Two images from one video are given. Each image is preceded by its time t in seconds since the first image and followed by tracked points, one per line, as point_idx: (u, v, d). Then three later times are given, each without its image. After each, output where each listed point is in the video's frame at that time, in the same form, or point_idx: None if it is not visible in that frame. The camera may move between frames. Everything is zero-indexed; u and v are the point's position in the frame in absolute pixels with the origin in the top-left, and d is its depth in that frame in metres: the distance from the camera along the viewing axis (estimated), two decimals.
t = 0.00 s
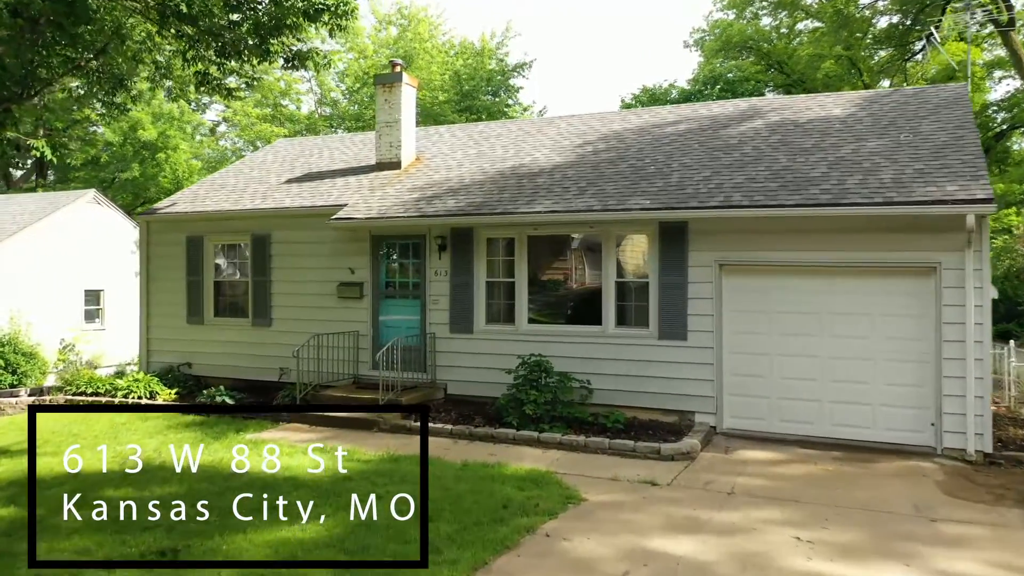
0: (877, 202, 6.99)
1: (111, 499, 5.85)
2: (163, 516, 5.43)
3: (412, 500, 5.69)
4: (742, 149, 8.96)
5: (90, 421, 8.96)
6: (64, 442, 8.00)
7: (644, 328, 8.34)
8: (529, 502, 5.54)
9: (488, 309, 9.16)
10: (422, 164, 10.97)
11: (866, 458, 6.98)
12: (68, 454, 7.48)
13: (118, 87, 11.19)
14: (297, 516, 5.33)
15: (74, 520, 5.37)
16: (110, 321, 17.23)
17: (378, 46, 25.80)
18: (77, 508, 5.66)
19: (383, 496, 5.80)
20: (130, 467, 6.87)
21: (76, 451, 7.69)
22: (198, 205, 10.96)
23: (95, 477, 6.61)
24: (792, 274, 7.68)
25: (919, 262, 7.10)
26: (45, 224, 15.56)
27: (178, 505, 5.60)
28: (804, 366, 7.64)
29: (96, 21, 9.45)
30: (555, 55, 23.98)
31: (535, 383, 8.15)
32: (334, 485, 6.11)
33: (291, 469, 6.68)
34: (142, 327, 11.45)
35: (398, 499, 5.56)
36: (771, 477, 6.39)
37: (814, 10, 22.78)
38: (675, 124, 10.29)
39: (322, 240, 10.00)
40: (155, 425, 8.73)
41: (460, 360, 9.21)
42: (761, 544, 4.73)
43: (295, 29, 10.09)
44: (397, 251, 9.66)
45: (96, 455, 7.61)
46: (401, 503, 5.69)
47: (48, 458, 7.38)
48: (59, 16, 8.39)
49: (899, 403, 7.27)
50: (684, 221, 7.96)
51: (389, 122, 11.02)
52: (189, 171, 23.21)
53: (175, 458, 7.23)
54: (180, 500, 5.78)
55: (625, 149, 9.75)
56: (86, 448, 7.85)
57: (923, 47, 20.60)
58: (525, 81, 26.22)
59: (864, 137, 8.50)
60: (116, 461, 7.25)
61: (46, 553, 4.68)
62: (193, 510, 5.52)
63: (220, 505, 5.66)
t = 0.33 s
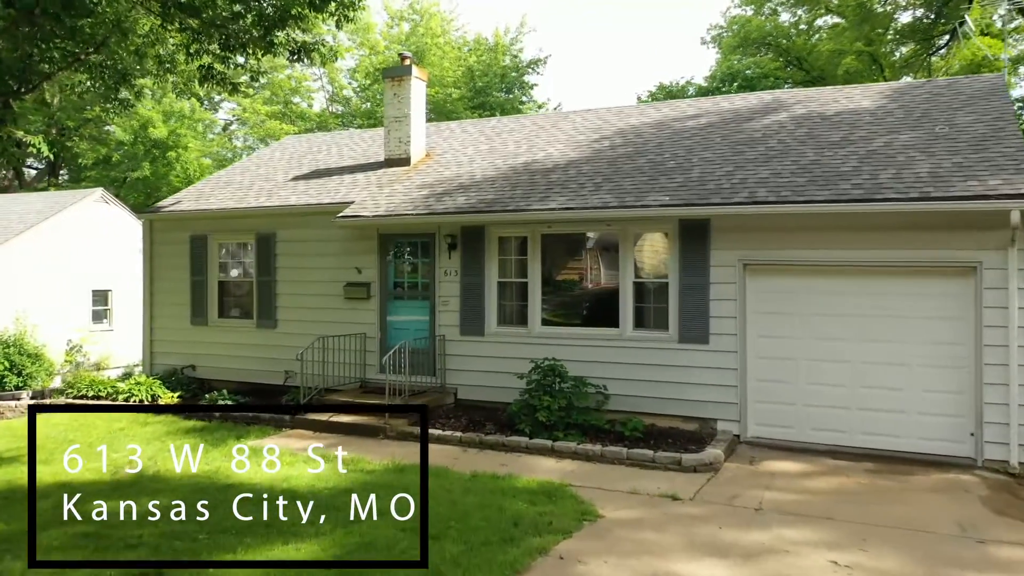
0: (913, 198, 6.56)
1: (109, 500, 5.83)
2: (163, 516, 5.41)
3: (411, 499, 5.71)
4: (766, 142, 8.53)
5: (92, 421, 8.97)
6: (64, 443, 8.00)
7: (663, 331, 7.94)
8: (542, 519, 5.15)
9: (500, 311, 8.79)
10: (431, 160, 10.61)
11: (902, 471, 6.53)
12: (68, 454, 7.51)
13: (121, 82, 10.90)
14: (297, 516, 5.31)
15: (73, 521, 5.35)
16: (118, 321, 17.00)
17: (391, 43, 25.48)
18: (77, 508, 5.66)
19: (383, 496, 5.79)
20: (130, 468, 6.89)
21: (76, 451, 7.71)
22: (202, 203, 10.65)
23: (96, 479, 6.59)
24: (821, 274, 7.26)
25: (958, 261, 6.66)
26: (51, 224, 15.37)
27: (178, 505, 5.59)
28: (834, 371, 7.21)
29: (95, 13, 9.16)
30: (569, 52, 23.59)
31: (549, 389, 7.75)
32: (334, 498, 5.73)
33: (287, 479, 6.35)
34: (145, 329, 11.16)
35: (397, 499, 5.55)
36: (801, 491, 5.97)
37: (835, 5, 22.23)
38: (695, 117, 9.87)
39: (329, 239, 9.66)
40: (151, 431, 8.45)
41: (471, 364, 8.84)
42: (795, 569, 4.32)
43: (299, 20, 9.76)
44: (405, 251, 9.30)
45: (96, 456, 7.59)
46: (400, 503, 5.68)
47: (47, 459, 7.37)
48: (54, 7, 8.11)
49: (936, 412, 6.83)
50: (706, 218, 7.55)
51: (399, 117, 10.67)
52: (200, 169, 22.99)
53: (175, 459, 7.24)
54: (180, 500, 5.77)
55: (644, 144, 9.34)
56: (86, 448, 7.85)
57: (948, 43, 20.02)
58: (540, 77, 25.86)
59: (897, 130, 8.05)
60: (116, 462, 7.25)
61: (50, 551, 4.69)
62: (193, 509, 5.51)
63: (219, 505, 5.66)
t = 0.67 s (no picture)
0: (953, 192, 6.13)
1: (110, 500, 5.85)
2: (163, 516, 5.40)
3: (410, 498, 5.72)
4: (792, 135, 8.11)
5: (93, 421, 8.89)
6: (65, 443, 7.98)
7: (683, 334, 7.55)
8: (556, 538, 4.77)
9: (512, 312, 8.42)
10: (442, 156, 10.26)
11: (941, 484, 6.10)
12: (69, 452, 7.55)
13: (125, 77, 10.62)
14: (298, 516, 5.29)
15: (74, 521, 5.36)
16: (126, 321, 16.76)
17: (403, 39, 25.16)
18: (77, 510, 5.65)
19: (383, 496, 5.76)
20: (129, 467, 6.85)
21: (76, 451, 7.67)
22: (207, 201, 10.35)
23: (96, 480, 6.54)
24: (853, 275, 6.84)
25: (1001, 260, 6.23)
26: (58, 223, 15.17)
27: (177, 505, 5.58)
28: (865, 377, 6.80)
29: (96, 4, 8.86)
30: (583, 47, 23.20)
31: (563, 394, 7.38)
32: (336, 513, 5.34)
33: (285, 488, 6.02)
34: (149, 330, 10.89)
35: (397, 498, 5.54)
36: (834, 507, 5.56)
37: None
38: (716, 110, 9.46)
39: (337, 238, 9.33)
40: (149, 438, 8.11)
41: (482, 367, 8.48)
42: None
43: (306, 12, 9.45)
44: (413, 250, 8.95)
45: (98, 455, 7.59)
46: (400, 502, 5.69)
47: (48, 459, 7.37)
48: None
49: (976, 421, 6.40)
50: (729, 215, 7.15)
51: (408, 112, 10.32)
52: (210, 168, 22.76)
53: (175, 457, 7.20)
54: (180, 501, 5.76)
55: (662, 138, 8.94)
56: (86, 448, 7.81)
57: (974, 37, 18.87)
58: (555, 73, 25.61)
59: (931, 122, 7.62)
60: (116, 461, 7.23)
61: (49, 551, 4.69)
62: (193, 510, 5.49)
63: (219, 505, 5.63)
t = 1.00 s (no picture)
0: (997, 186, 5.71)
1: (109, 500, 5.80)
2: (163, 516, 5.36)
3: (411, 505, 5.58)
4: (821, 128, 7.70)
5: (92, 427, 8.67)
6: (62, 446, 7.79)
7: (706, 337, 7.16)
8: (571, 560, 4.40)
9: (525, 314, 8.06)
10: (453, 151, 9.92)
11: (983, 500, 5.69)
12: (68, 451, 7.47)
13: (128, 72, 10.35)
14: (298, 517, 5.30)
15: (73, 521, 5.30)
16: (135, 323, 16.52)
17: (416, 36, 24.82)
18: (78, 508, 5.60)
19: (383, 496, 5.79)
20: (130, 467, 6.82)
21: (76, 450, 7.63)
22: (212, 198, 10.06)
23: (90, 485, 6.31)
24: (888, 276, 6.43)
25: None
26: (65, 222, 14.97)
27: (177, 505, 5.54)
28: (901, 384, 6.39)
29: None
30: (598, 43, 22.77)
31: (579, 401, 7.02)
32: (335, 531, 4.99)
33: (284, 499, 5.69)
34: (152, 332, 10.61)
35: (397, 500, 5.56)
36: (870, 525, 5.16)
37: None
38: (739, 103, 9.06)
39: (344, 237, 9.01)
40: (146, 444, 7.81)
41: (493, 372, 8.13)
42: None
43: (313, 3, 9.14)
44: (422, 249, 8.61)
45: (97, 458, 7.42)
46: (400, 505, 5.67)
47: (46, 461, 7.21)
48: None
49: (1021, 431, 5.99)
50: (755, 212, 6.76)
51: (418, 107, 9.99)
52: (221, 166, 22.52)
53: (174, 458, 7.08)
54: (180, 501, 5.74)
55: (683, 131, 8.56)
56: (86, 448, 7.77)
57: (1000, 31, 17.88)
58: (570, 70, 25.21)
59: (970, 113, 7.19)
60: (114, 465, 7.02)
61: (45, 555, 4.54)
62: (193, 510, 5.46)
63: (218, 506, 5.62)
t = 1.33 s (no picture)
0: None
1: (110, 500, 5.79)
2: (163, 516, 5.34)
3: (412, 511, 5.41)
4: (849, 120, 7.31)
5: (90, 432, 8.43)
6: (59, 452, 7.56)
7: (727, 341, 6.79)
8: None
9: (537, 316, 7.72)
10: (463, 147, 9.59)
11: None
12: (66, 455, 7.28)
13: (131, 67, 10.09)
14: (297, 516, 5.31)
15: (73, 521, 5.27)
16: (142, 323, 16.29)
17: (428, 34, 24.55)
18: (79, 508, 5.59)
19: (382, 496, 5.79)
20: (130, 468, 6.79)
21: (76, 451, 7.58)
22: (216, 196, 9.78)
23: (81, 494, 6.05)
24: (923, 276, 6.03)
25: None
26: (70, 222, 14.76)
27: (177, 505, 5.54)
28: (936, 392, 6.01)
29: None
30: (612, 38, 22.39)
31: (594, 408, 6.68)
32: (331, 548, 4.66)
33: (281, 509, 5.43)
34: (155, 333, 10.34)
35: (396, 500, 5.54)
36: (908, 545, 4.77)
37: None
38: (761, 96, 8.68)
39: (349, 236, 8.71)
40: (144, 449, 7.55)
41: (504, 376, 7.80)
42: None
43: None
44: (429, 249, 8.28)
45: (94, 463, 7.18)
46: (401, 504, 5.65)
47: (41, 467, 6.98)
48: None
49: None
50: (779, 209, 6.39)
51: (426, 101, 9.66)
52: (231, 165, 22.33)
53: (173, 459, 6.95)
54: (179, 501, 5.74)
55: (702, 125, 8.18)
56: (87, 448, 7.73)
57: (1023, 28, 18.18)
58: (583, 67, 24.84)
59: (1008, 103, 6.78)
60: (108, 472, 6.74)
61: (30, 567, 4.32)
62: (192, 510, 5.46)
63: (217, 505, 5.62)
